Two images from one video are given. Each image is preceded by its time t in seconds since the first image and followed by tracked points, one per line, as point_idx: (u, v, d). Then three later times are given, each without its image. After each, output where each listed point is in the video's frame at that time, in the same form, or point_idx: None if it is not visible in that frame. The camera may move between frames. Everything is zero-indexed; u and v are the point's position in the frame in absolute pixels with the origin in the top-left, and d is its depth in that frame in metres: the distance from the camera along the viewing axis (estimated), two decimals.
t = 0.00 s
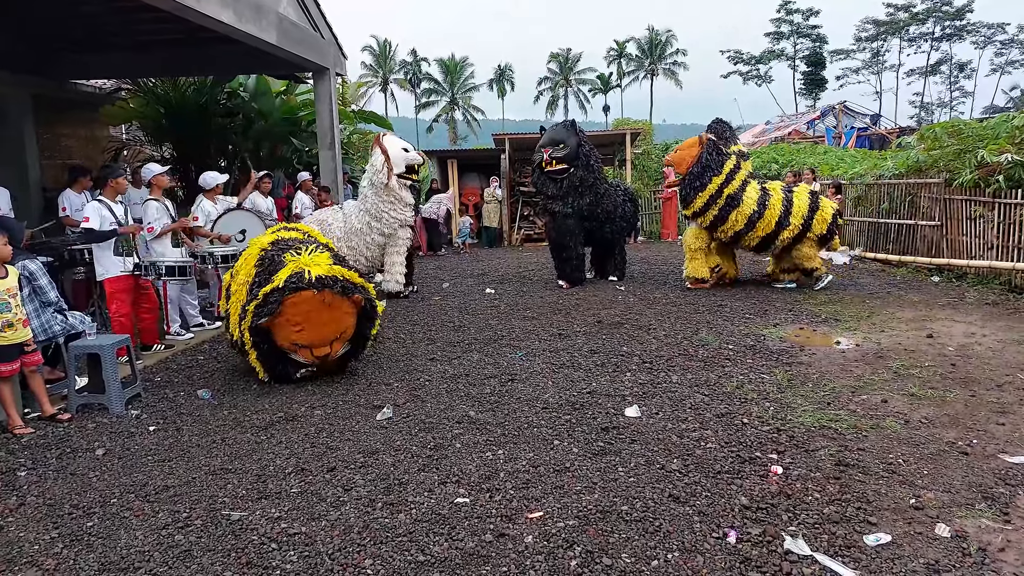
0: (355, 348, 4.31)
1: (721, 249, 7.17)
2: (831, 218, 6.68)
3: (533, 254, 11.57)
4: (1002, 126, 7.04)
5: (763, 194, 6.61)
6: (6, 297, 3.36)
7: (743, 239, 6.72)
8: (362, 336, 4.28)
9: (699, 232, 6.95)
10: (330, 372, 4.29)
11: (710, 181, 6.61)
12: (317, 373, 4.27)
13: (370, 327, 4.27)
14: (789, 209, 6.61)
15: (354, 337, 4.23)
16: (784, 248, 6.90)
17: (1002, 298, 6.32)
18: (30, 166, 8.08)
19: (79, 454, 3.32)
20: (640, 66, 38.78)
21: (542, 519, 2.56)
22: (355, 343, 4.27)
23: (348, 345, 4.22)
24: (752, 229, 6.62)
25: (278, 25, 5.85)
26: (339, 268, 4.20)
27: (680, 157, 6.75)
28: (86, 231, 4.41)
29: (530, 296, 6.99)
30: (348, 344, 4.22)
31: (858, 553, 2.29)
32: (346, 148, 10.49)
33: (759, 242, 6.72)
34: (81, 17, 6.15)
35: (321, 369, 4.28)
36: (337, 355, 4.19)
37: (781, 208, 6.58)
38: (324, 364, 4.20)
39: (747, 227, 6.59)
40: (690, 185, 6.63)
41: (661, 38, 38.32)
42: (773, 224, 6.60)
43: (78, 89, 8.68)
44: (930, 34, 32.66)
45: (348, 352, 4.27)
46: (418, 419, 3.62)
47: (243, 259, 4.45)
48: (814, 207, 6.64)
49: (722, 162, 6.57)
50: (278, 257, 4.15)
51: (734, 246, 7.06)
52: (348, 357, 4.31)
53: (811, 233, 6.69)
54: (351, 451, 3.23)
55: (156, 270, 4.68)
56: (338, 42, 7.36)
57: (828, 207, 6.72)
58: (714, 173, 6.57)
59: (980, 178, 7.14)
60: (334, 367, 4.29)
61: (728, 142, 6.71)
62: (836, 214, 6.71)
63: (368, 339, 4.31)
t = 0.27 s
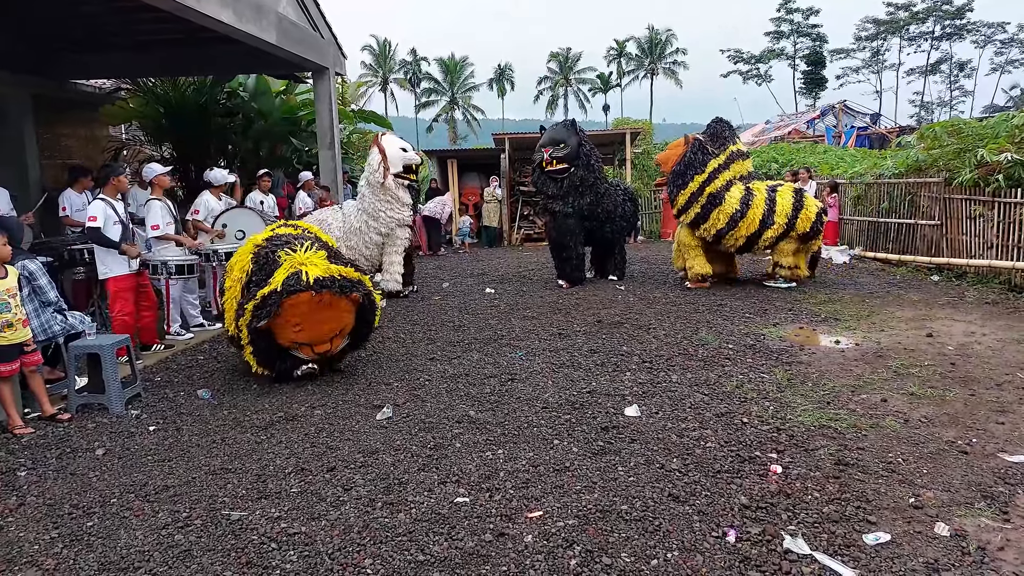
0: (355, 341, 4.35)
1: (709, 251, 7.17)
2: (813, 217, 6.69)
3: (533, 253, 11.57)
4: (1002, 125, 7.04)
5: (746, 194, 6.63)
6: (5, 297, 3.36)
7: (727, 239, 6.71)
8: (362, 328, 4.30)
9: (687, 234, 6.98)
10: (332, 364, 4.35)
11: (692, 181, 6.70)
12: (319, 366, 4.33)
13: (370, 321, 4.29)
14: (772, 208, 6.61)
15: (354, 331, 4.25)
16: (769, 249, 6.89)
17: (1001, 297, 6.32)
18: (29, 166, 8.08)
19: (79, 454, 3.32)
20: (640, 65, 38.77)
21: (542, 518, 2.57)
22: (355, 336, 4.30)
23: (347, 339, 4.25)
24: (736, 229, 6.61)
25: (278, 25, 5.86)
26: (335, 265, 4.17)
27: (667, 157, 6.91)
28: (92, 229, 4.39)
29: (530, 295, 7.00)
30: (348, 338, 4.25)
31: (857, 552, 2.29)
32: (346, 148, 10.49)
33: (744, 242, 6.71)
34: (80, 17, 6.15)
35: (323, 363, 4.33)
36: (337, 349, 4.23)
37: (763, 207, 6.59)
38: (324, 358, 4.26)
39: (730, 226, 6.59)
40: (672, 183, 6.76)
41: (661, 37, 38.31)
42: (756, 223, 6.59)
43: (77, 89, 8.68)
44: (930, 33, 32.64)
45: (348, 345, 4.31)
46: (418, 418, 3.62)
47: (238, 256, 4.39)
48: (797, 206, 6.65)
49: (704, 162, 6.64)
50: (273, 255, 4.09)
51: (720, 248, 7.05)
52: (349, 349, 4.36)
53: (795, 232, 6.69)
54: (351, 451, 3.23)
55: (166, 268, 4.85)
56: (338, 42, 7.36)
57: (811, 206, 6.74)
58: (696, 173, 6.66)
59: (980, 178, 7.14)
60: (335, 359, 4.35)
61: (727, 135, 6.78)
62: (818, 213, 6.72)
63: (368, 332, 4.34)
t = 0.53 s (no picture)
0: (353, 345, 4.29)
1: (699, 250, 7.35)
2: (796, 219, 6.64)
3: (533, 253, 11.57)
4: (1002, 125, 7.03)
5: (726, 196, 6.75)
6: (5, 296, 3.36)
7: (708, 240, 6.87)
8: (360, 331, 4.25)
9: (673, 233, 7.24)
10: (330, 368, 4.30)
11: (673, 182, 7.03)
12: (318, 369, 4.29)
13: (367, 323, 4.23)
14: (752, 211, 6.65)
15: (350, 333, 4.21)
16: (755, 251, 6.94)
17: (1001, 298, 6.32)
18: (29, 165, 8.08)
19: (79, 452, 3.32)
20: (640, 65, 38.76)
21: (542, 518, 2.57)
22: (352, 339, 4.25)
23: (344, 341, 4.21)
24: (713, 230, 6.77)
25: (279, 24, 5.85)
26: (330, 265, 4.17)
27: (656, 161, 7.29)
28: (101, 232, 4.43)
29: (530, 295, 7.00)
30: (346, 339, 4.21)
31: (857, 552, 2.29)
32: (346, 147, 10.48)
33: (724, 243, 6.83)
34: (80, 15, 6.15)
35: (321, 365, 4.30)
36: (333, 350, 4.19)
37: (742, 210, 6.64)
38: (322, 360, 4.23)
39: (708, 227, 6.75)
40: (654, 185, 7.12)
41: (661, 37, 38.30)
42: (735, 226, 6.68)
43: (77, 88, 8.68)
44: (930, 33, 32.63)
45: (345, 348, 4.26)
46: (418, 418, 3.62)
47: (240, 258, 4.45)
48: (779, 209, 6.62)
49: (685, 164, 6.92)
50: (270, 256, 4.15)
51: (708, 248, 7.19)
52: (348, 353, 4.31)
53: (777, 234, 6.69)
54: (351, 450, 3.23)
55: (172, 269, 4.69)
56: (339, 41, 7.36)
57: (795, 208, 6.68)
58: (677, 175, 6.97)
59: (980, 178, 7.13)
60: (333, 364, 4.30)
61: (724, 137, 7.03)
62: (803, 215, 6.66)
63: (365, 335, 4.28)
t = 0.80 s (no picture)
0: (350, 335, 4.34)
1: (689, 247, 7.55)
2: (777, 217, 6.70)
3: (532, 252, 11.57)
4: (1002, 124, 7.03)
5: (709, 193, 6.93)
6: (5, 296, 3.35)
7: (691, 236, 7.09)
8: (357, 323, 4.30)
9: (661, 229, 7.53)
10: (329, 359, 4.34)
11: (659, 181, 7.37)
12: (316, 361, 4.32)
13: (364, 314, 4.29)
14: (733, 208, 6.77)
15: (348, 325, 4.26)
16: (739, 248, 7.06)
17: (1000, 297, 6.33)
18: (29, 165, 8.08)
19: (79, 453, 3.32)
20: (640, 65, 38.75)
21: (541, 517, 2.57)
22: (349, 330, 4.30)
23: (342, 333, 4.24)
24: (695, 227, 6.99)
25: (278, 24, 5.85)
26: (328, 257, 4.17)
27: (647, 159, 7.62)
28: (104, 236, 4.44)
29: (530, 295, 7.00)
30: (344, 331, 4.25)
31: (856, 551, 2.29)
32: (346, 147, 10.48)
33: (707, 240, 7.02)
34: (79, 16, 6.15)
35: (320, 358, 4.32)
36: (333, 343, 4.22)
37: (723, 207, 6.78)
38: (321, 353, 4.25)
39: (689, 223, 6.97)
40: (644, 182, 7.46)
41: (661, 36, 38.28)
42: (716, 222, 6.84)
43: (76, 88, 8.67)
44: (930, 32, 32.61)
45: (343, 339, 4.30)
46: (418, 417, 3.62)
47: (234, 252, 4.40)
48: (758, 208, 6.68)
49: (671, 163, 7.27)
50: (266, 249, 4.11)
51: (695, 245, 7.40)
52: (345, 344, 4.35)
53: (758, 232, 6.76)
54: (351, 450, 3.23)
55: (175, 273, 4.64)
56: (338, 41, 7.35)
57: (778, 205, 6.75)
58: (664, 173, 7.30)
59: (980, 177, 7.13)
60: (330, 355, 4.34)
61: (720, 137, 7.24)
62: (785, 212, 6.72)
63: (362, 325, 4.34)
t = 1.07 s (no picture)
0: (350, 343, 4.33)
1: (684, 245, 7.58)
2: (763, 213, 6.66)
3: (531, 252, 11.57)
4: (1001, 124, 7.03)
5: (698, 191, 6.95)
6: (4, 297, 3.35)
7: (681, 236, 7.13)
8: (356, 331, 4.28)
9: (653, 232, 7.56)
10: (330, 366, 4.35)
11: (649, 181, 7.41)
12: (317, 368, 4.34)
13: (363, 323, 4.26)
14: (721, 206, 6.78)
15: (347, 334, 4.25)
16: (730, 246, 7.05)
17: (999, 297, 6.33)
18: (28, 165, 8.08)
19: (78, 453, 3.32)
20: (639, 64, 38.74)
21: (540, 517, 2.57)
22: (349, 337, 4.29)
23: (341, 341, 4.24)
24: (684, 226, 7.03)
25: (277, 24, 5.84)
26: (325, 266, 4.17)
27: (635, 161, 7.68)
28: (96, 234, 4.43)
29: (529, 295, 7.00)
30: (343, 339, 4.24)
31: (854, 551, 2.30)
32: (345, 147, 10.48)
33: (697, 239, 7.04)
34: (79, 16, 6.14)
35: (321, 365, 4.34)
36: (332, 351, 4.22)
37: (711, 205, 6.80)
38: (320, 360, 4.26)
39: (679, 222, 7.01)
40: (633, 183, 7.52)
41: (661, 36, 38.26)
42: (705, 220, 6.86)
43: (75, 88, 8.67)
44: (930, 32, 32.61)
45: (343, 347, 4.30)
46: (417, 418, 3.62)
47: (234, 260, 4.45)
48: (745, 205, 6.68)
49: (661, 162, 7.28)
50: (263, 259, 4.14)
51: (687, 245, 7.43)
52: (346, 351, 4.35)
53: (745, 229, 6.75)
54: (350, 451, 3.23)
55: (167, 272, 4.57)
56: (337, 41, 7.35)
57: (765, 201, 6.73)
58: (653, 172, 7.33)
59: (979, 177, 7.13)
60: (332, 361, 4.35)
61: (717, 138, 7.26)
62: (772, 208, 6.66)
63: (362, 333, 4.32)
